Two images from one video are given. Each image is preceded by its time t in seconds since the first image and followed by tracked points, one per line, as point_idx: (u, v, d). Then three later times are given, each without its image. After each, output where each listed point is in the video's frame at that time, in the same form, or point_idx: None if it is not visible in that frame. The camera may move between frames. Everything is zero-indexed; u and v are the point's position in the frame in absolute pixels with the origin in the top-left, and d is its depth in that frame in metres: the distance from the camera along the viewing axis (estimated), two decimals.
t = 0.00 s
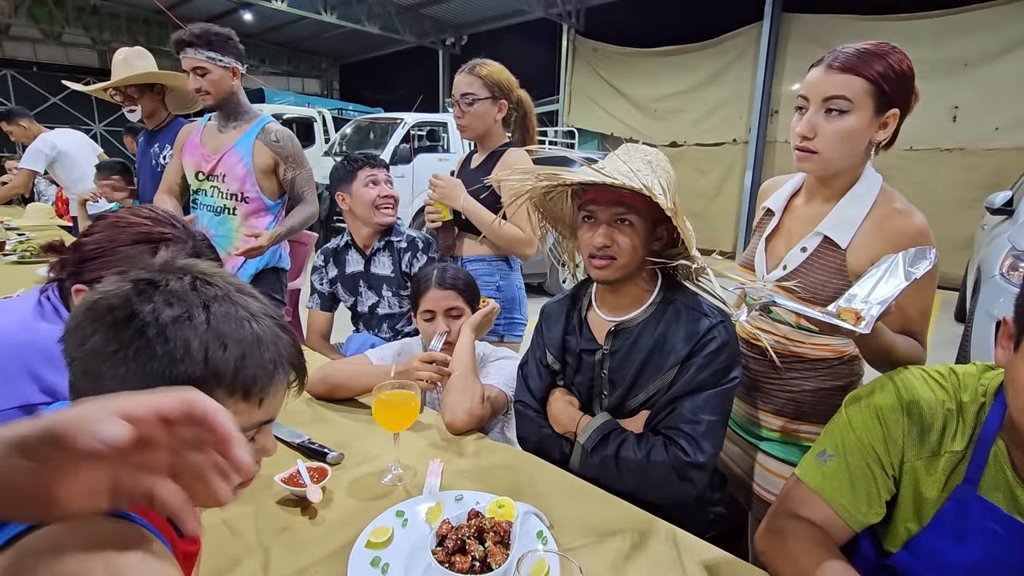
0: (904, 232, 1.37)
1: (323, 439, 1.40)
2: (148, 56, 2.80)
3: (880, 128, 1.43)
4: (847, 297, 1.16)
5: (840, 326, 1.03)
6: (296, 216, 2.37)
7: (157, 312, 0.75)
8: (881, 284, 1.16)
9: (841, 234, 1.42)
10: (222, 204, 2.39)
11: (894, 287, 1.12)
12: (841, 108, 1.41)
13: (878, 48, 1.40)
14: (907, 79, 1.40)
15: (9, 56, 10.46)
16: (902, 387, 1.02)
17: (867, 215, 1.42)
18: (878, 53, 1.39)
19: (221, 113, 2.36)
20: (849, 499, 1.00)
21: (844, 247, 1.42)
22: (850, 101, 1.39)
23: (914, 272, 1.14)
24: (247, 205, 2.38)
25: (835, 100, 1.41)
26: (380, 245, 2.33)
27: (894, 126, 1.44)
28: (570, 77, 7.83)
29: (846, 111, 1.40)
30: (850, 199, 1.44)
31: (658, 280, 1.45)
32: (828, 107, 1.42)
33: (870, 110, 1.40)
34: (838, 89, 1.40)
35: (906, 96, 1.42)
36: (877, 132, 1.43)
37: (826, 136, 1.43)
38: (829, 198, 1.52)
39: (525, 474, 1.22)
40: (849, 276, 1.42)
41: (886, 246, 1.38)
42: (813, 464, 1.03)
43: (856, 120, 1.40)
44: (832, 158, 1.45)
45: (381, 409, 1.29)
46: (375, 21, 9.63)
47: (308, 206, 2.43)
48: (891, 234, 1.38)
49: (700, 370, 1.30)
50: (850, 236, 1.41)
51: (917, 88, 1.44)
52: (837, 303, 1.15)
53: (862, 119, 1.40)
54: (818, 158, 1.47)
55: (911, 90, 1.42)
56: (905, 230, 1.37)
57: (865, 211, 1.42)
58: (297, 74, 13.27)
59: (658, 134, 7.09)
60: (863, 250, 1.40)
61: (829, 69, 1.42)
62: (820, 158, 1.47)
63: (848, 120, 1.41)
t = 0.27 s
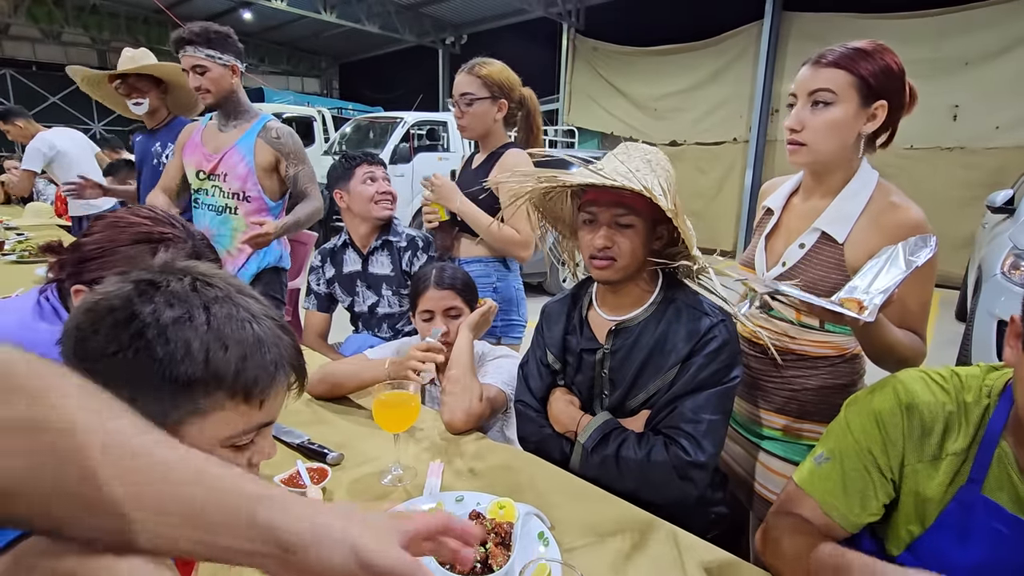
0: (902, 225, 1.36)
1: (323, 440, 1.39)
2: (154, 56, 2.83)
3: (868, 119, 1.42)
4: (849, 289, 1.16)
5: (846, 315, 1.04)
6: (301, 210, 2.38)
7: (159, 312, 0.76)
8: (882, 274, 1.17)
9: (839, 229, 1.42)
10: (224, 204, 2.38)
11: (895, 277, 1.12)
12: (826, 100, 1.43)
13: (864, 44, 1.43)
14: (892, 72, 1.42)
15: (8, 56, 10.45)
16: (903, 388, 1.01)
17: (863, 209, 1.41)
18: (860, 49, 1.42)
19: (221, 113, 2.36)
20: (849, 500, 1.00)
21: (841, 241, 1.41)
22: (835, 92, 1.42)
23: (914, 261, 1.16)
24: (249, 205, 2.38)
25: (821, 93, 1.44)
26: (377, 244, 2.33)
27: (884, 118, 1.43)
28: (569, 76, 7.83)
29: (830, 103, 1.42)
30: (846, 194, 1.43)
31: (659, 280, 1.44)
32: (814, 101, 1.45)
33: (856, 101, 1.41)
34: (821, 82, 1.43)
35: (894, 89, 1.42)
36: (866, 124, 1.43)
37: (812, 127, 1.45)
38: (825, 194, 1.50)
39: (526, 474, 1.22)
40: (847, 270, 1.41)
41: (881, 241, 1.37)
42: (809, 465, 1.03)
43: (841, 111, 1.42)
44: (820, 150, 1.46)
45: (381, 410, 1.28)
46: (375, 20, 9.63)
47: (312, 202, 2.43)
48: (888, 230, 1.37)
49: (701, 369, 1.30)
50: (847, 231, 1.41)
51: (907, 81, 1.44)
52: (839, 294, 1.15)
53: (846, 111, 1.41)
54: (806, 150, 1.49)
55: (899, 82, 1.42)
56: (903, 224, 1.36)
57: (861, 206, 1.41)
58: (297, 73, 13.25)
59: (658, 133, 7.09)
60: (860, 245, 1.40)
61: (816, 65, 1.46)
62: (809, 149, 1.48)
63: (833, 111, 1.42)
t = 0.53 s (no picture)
0: (901, 220, 1.36)
1: (323, 439, 1.39)
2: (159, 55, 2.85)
3: (861, 113, 1.42)
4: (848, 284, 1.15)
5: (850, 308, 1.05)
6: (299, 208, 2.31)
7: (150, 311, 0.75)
8: (881, 270, 1.17)
9: (837, 224, 1.42)
10: (217, 203, 2.39)
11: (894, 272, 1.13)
12: (820, 96, 1.43)
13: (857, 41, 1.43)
14: (884, 68, 1.42)
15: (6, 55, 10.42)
16: (905, 386, 1.01)
17: (861, 204, 1.41)
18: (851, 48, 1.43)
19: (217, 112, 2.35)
20: (850, 499, 1.01)
21: (839, 236, 1.41)
22: (826, 88, 1.42)
23: (914, 255, 1.15)
24: (241, 204, 2.36)
25: (814, 89, 1.44)
26: (375, 242, 2.33)
27: (878, 112, 1.43)
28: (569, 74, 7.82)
29: (823, 99, 1.42)
30: (843, 189, 1.43)
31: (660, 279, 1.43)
32: (807, 97, 1.45)
33: (849, 97, 1.41)
34: (813, 78, 1.43)
35: (887, 84, 1.42)
36: (859, 118, 1.43)
37: (806, 123, 1.45)
38: (823, 191, 1.50)
39: (527, 473, 1.22)
40: (846, 266, 1.41)
41: (879, 237, 1.37)
42: (815, 467, 1.06)
43: (835, 106, 1.41)
44: (815, 144, 1.45)
45: (381, 409, 1.28)
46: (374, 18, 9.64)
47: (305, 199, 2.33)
48: (887, 226, 1.37)
49: (702, 367, 1.29)
50: (845, 226, 1.41)
51: (899, 77, 1.44)
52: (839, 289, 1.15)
53: (839, 106, 1.41)
54: (802, 146, 1.48)
55: (892, 78, 1.42)
56: (902, 220, 1.36)
57: (859, 201, 1.41)
58: (296, 72, 13.23)
59: (658, 131, 7.08)
60: (858, 241, 1.39)
61: (808, 63, 1.47)
62: (804, 145, 1.48)
63: (827, 106, 1.42)
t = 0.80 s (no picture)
0: (899, 216, 1.36)
1: (324, 438, 1.39)
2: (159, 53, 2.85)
3: (859, 111, 1.42)
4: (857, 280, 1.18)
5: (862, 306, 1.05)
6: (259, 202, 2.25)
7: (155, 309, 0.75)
8: (889, 266, 1.19)
9: (835, 221, 1.41)
10: (207, 199, 2.41)
11: (904, 268, 1.15)
12: (818, 95, 1.43)
13: (855, 39, 1.43)
14: (879, 64, 1.42)
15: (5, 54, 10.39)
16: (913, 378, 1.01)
17: (859, 201, 1.41)
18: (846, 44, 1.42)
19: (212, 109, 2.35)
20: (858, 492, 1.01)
21: (837, 233, 1.41)
22: (825, 87, 1.42)
23: (922, 251, 1.16)
24: (221, 200, 2.35)
25: (812, 88, 1.43)
26: (375, 238, 2.34)
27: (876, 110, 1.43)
28: (569, 73, 7.81)
29: (822, 98, 1.42)
30: (840, 186, 1.43)
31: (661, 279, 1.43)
32: (806, 96, 1.45)
33: (847, 95, 1.41)
34: (812, 76, 1.43)
35: (882, 81, 1.43)
36: (858, 116, 1.43)
37: (805, 121, 1.44)
38: (821, 188, 1.50)
39: (527, 471, 1.22)
40: (845, 263, 1.41)
41: (878, 233, 1.37)
42: (823, 459, 1.05)
43: (834, 105, 1.41)
44: (815, 144, 1.45)
45: (381, 407, 1.28)
46: (373, 17, 9.64)
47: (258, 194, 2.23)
48: (886, 222, 1.37)
49: (703, 366, 1.29)
50: (843, 223, 1.41)
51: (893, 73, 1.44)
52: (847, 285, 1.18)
53: (838, 105, 1.41)
54: (801, 144, 1.48)
55: (887, 75, 1.43)
56: (900, 217, 1.36)
57: (857, 199, 1.41)
58: (295, 71, 13.21)
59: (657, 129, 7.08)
60: (857, 238, 1.39)
61: (807, 61, 1.46)
62: (803, 144, 1.47)
63: (826, 105, 1.42)
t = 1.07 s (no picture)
0: (893, 211, 1.35)
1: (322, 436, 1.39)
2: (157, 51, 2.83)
3: (863, 110, 1.43)
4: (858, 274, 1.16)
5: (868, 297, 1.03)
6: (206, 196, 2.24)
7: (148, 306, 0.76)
8: (889, 260, 1.18)
9: (830, 217, 1.41)
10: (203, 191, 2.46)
11: (908, 261, 1.13)
12: (829, 96, 1.40)
13: (854, 37, 1.41)
14: (878, 61, 1.42)
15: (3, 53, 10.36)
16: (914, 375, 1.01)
17: (854, 197, 1.41)
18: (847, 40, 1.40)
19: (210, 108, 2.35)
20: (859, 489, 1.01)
21: (833, 229, 1.40)
22: (835, 88, 1.39)
23: (925, 243, 1.15)
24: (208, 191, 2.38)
25: (820, 88, 1.40)
26: (376, 237, 2.34)
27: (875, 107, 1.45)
28: (569, 70, 7.79)
29: (833, 98, 1.39)
30: (836, 182, 1.43)
31: (660, 277, 1.42)
32: (814, 97, 1.41)
33: (854, 95, 1.40)
34: (821, 76, 1.39)
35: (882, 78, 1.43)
36: (861, 114, 1.44)
37: (815, 123, 1.41)
38: (816, 184, 1.49)
39: (525, 468, 1.22)
40: (842, 260, 1.41)
41: (874, 229, 1.36)
42: (821, 454, 1.04)
43: (843, 106, 1.40)
44: (825, 147, 1.43)
45: (379, 405, 1.28)
46: (373, 15, 9.63)
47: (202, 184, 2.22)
48: (881, 218, 1.36)
49: (701, 364, 1.29)
50: (839, 218, 1.40)
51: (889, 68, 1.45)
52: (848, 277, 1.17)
53: (847, 106, 1.39)
54: (810, 146, 1.44)
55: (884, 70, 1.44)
56: (899, 212, 1.36)
57: (851, 194, 1.41)
58: (294, 69, 13.16)
59: (657, 127, 7.07)
60: (852, 234, 1.39)
61: (809, 59, 1.43)
62: (813, 145, 1.44)
63: (836, 107, 1.40)
